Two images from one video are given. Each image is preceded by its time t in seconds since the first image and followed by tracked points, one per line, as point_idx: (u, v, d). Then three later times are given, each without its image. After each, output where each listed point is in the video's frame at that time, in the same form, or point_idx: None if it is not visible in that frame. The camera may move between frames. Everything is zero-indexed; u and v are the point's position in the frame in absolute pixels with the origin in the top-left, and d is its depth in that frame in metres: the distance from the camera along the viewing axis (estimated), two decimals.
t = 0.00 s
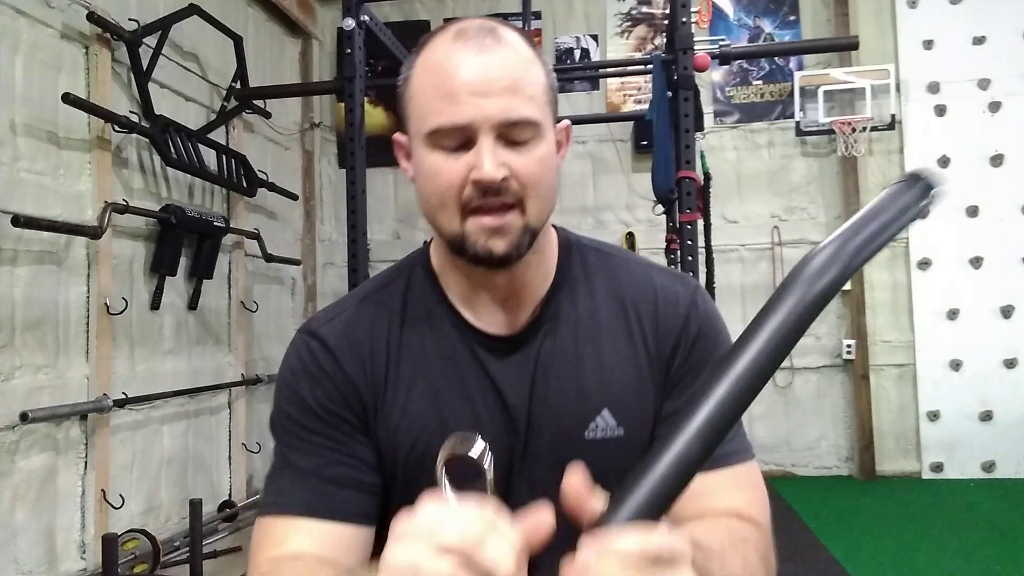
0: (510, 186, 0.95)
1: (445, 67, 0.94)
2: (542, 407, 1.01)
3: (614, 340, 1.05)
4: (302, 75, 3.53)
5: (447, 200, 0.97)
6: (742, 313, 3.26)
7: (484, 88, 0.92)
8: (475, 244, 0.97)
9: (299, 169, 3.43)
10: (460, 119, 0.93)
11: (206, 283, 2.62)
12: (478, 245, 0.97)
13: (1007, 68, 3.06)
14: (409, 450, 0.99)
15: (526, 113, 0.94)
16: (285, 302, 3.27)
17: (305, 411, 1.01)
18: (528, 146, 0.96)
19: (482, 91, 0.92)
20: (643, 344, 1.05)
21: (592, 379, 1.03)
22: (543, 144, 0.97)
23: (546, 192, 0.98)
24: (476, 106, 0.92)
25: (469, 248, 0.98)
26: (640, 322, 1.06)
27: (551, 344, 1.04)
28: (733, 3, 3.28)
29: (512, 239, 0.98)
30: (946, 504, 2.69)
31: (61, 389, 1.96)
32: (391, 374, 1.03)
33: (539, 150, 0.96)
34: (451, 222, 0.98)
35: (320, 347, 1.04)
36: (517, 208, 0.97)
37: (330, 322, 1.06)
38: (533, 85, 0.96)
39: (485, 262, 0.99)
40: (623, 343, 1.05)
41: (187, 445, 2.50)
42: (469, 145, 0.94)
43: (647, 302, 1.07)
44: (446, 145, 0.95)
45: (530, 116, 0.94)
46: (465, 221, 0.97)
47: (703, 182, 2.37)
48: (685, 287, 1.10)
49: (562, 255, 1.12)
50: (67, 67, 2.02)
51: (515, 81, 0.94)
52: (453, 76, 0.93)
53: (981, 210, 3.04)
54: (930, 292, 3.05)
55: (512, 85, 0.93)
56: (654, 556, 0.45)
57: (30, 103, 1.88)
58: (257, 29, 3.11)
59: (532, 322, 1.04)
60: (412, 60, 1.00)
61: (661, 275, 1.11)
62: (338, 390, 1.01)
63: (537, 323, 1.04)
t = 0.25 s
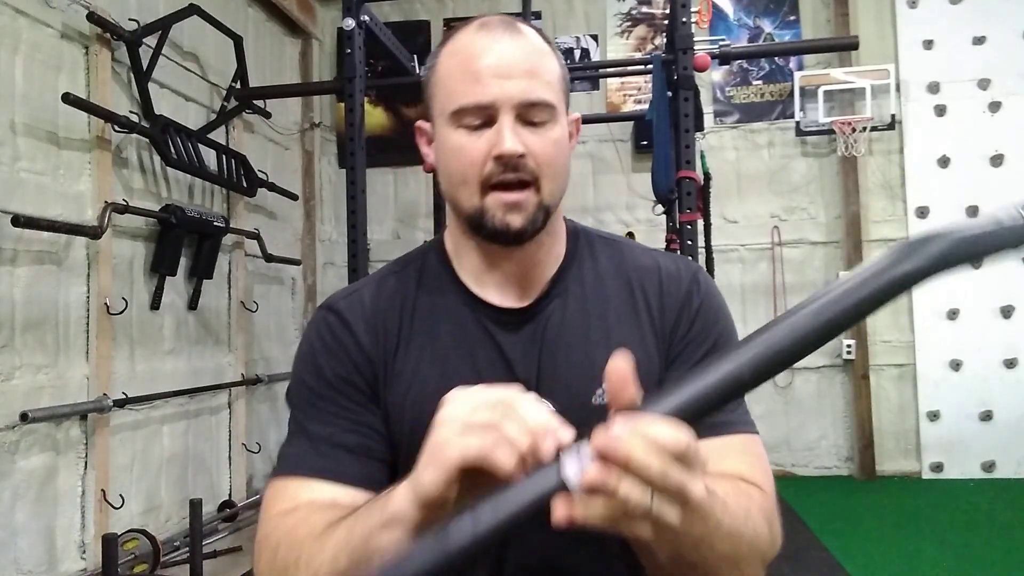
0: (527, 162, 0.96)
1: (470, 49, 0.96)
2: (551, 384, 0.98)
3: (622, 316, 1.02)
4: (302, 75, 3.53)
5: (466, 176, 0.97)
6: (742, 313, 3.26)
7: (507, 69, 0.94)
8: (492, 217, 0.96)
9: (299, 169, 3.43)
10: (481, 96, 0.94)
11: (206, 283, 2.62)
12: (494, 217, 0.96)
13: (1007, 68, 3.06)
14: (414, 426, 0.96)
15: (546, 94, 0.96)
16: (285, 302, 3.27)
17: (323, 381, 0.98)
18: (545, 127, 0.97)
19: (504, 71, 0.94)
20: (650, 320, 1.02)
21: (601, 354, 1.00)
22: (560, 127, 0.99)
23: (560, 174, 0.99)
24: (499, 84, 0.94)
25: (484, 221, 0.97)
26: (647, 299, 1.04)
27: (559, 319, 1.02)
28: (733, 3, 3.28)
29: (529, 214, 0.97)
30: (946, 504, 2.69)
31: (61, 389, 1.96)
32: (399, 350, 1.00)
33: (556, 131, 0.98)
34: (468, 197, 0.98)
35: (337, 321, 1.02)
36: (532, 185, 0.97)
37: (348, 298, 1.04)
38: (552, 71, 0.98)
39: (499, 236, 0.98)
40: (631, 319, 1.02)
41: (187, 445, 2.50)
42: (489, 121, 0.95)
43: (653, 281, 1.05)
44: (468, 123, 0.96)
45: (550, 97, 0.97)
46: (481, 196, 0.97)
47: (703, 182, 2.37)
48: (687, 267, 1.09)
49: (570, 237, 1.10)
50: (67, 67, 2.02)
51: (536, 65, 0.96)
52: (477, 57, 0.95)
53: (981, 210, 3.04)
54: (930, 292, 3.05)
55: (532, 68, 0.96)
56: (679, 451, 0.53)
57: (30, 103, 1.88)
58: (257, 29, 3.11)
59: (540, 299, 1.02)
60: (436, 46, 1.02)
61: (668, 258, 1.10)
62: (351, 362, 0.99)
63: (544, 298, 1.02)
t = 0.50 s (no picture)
0: (542, 141, 1.01)
1: (495, 43, 1.04)
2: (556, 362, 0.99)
3: (627, 300, 1.02)
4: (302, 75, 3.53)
5: (488, 152, 1.03)
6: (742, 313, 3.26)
7: (528, 60, 1.02)
8: (508, 189, 1.01)
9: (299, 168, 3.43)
10: (503, 82, 1.02)
11: (206, 283, 2.62)
12: (510, 191, 1.01)
13: (1007, 68, 3.06)
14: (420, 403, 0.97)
15: (563, 84, 1.03)
16: (285, 302, 3.27)
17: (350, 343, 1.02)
18: (560, 112, 1.03)
19: (525, 61, 1.02)
20: (654, 307, 1.01)
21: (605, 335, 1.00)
22: (574, 115, 1.04)
23: (574, 158, 1.04)
24: (520, 72, 1.02)
25: (501, 194, 1.02)
26: (653, 287, 1.02)
27: (567, 302, 1.02)
28: (733, 3, 3.28)
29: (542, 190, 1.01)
30: (946, 504, 2.69)
31: (61, 389, 1.96)
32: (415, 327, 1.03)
33: (571, 118, 1.04)
34: (488, 173, 1.04)
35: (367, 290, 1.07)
36: (546, 163, 1.02)
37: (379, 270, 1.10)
38: (570, 66, 1.05)
39: (514, 210, 1.03)
40: (634, 304, 1.01)
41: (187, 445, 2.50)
42: (509, 104, 1.02)
43: (659, 271, 1.04)
44: (490, 106, 1.03)
45: (567, 87, 1.03)
46: (498, 171, 1.03)
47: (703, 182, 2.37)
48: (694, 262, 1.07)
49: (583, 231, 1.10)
50: (67, 67, 2.02)
51: (555, 59, 1.03)
52: (502, 50, 1.03)
53: (981, 210, 3.04)
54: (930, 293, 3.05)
55: (551, 61, 1.03)
56: (643, 379, 0.55)
57: (30, 103, 1.88)
58: (257, 29, 3.11)
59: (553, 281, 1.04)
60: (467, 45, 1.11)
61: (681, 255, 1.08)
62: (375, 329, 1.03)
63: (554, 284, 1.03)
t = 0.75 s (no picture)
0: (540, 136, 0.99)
1: (496, 50, 1.06)
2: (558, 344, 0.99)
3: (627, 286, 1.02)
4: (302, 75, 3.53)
5: (490, 150, 1.01)
6: (742, 313, 3.26)
7: (528, 62, 1.03)
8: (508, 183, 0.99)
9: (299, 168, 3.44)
10: (503, 83, 1.02)
11: (206, 283, 2.62)
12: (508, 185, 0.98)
13: (1007, 68, 3.06)
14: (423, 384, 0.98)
15: (562, 86, 1.04)
16: (286, 302, 3.27)
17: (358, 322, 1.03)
18: (560, 111, 1.02)
19: (525, 63, 1.03)
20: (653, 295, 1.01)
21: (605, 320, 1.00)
22: (574, 115, 1.04)
23: (573, 157, 1.03)
24: (520, 73, 1.02)
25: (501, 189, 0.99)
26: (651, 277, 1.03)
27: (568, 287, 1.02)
28: (733, 3, 3.28)
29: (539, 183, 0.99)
30: (946, 504, 2.69)
31: (61, 389, 1.96)
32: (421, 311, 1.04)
33: (571, 118, 1.03)
34: (490, 169, 1.01)
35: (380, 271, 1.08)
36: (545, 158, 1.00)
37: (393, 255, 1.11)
38: (569, 70, 1.06)
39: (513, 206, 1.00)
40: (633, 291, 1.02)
41: (188, 445, 2.50)
42: (509, 103, 1.02)
43: (657, 264, 1.05)
44: (491, 107, 1.03)
45: (566, 89, 1.04)
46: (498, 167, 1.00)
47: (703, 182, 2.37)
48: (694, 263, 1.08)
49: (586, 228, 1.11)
50: (67, 67, 2.02)
51: (555, 63, 1.04)
52: (503, 54, 1.04)
53: (981, 210, 3.04)
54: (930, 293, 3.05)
55: (550, 65, 1.04)
56: (620, 317, 0.51)
57: (30, 104, 1.88)
58: (257, 29, 3.11)
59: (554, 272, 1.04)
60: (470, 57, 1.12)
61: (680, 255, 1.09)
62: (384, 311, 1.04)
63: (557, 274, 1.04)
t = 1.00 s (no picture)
0: (539, 139, 1.01)
1: (498, 49, 1.06)
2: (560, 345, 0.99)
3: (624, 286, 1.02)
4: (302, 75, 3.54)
5: (490, 150, 1.03)
6: (742, 313, 3.26)
7: (529, 62, 1.03)
8: (506, 183, 1.00)
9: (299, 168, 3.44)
10: (504, 83, 1.03)
11: (206, 283, 2.62)
12: (507, 185, 1.00)
13: (1007, 68, 3.06)
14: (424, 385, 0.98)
15: (563, 87, 1.04)
16: (286, 302, 3.27)
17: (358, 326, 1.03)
18: (561, 112, 1.03)
19: (526, 63, 1.03)
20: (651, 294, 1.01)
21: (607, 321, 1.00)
22: (575, 117, 1.04)
23: (572, 158, 1.03)
24: (521, 73, 1.02)
25: (501, 188, 1.01)
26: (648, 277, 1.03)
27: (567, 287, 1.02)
28: (733, 3, 3.28)
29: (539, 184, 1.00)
30: (946, 504, 2.69)
31: (61, 390, 1.96)
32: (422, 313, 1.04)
33: (571, 119, 1.04)
34: (490, 169, 1.03)
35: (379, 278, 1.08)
36: (544, 160, 1.01)
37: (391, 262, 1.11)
38: (571, 71, 1.06)
39: (511, 205, 1.01)
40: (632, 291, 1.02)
41: (187, 445, 2.50)
42: (510, 103, 1.03)
43: (654, 264, 1.05)
44: (492, 106, 1.04)
45: (567, 90, 1.04)
46: (497, 167, 1.02)
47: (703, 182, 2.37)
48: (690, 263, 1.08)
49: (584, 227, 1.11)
50: (67, 67, 2.02)
51: (556, 64, 1.04)
52: (505, 53, 1.05)
53: (981, 210, 3.04)
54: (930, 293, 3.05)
55: (551, 65, 1.04)
56: (635, 312, 0.60)
57: (30, 103, 1.88)
58: (257, 29, 3.11)
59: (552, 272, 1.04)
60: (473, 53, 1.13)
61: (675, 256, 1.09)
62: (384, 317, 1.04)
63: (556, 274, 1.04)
